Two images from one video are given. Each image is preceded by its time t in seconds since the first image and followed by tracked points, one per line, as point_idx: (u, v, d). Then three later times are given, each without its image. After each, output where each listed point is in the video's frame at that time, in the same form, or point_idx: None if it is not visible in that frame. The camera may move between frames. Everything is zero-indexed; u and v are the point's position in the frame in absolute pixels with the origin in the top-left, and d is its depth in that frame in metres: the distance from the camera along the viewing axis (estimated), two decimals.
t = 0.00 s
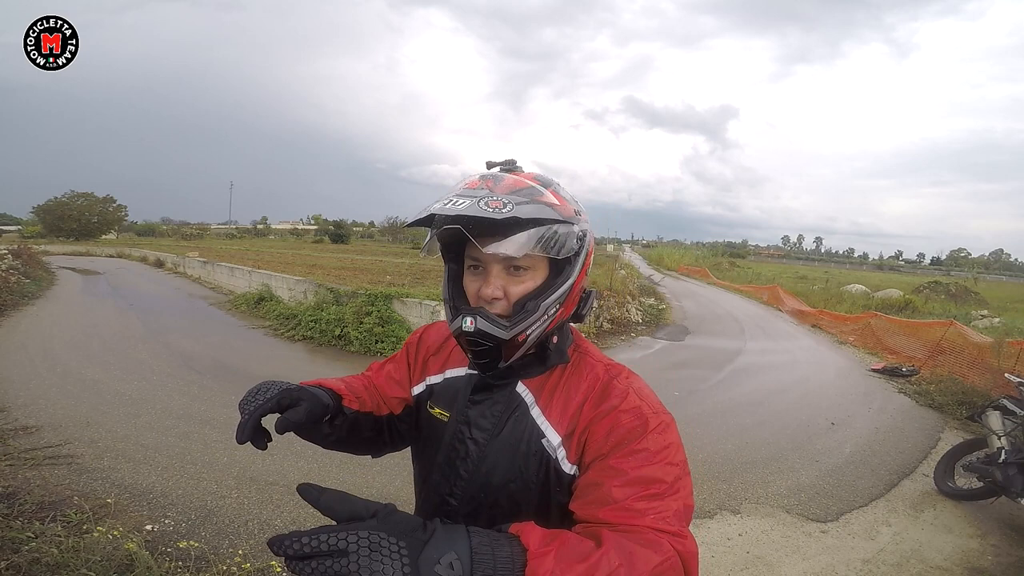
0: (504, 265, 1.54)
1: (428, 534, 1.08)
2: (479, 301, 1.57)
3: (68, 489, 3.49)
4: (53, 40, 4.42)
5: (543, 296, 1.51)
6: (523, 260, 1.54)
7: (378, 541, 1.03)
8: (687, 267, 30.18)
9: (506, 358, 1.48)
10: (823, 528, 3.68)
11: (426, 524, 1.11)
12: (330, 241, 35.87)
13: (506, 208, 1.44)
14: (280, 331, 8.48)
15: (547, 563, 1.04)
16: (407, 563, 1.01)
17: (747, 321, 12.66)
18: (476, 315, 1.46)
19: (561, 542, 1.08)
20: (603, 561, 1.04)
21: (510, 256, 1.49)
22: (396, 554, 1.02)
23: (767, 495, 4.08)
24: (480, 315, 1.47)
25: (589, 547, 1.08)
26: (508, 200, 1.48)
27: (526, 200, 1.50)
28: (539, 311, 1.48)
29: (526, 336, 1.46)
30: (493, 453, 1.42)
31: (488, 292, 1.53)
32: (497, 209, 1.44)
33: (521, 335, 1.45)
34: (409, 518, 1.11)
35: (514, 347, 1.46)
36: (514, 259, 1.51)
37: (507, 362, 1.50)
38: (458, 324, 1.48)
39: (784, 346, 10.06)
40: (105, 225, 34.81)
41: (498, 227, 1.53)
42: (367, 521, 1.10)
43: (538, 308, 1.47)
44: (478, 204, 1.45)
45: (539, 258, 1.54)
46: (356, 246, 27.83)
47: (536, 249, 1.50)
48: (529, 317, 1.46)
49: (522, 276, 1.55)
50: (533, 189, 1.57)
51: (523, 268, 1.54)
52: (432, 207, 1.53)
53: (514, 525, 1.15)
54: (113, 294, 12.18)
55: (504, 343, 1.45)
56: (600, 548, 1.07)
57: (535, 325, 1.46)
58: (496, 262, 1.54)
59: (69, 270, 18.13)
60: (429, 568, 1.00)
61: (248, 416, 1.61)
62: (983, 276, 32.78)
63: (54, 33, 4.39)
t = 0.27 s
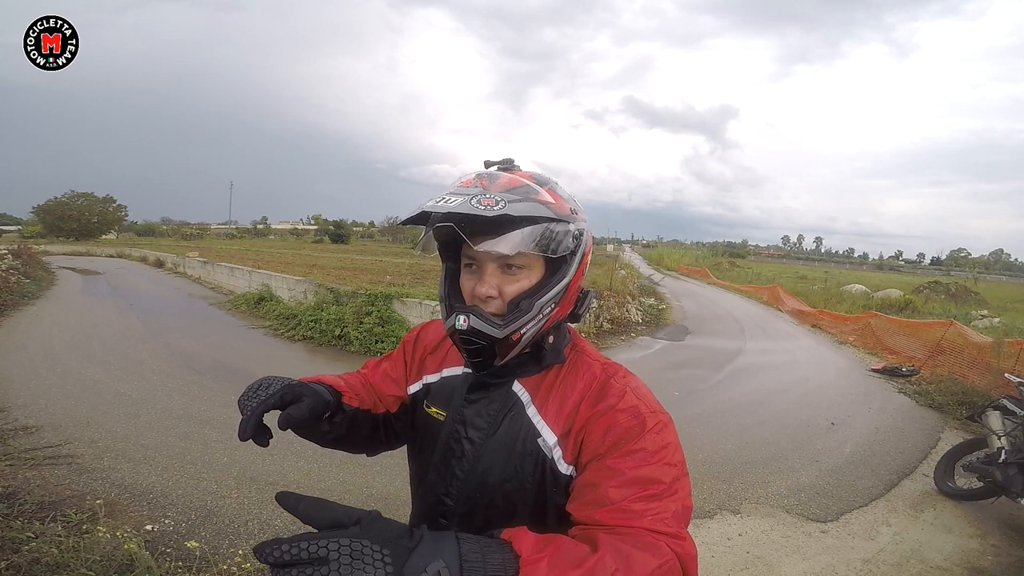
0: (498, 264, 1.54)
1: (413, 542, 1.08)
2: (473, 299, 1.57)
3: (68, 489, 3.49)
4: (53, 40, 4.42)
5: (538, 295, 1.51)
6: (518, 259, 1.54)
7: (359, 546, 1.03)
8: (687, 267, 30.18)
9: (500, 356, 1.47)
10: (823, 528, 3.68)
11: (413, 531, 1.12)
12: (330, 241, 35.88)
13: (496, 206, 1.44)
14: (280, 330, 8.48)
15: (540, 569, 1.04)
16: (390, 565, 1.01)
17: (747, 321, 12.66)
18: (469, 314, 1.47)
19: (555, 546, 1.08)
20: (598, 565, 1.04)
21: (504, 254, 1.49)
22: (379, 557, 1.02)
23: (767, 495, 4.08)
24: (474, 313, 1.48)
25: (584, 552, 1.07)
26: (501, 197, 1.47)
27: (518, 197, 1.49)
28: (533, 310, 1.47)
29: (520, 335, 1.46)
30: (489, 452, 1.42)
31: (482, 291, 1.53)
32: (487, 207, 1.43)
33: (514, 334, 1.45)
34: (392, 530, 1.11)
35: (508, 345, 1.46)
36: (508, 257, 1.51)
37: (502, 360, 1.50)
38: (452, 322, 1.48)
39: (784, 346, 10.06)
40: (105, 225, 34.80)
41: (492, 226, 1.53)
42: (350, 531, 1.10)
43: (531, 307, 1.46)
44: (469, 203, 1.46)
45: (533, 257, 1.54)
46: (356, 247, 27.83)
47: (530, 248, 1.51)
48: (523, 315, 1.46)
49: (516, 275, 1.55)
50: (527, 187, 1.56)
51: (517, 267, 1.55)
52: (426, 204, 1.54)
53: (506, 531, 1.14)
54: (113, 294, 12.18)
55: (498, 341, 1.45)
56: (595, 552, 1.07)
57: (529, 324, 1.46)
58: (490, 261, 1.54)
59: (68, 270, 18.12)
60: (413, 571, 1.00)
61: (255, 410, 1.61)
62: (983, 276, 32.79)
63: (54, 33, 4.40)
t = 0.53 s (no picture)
0: (494, 266, 1.54)
1: (396, 533, 1.08)
2: (471, 302, 1.58)
3: (68, 489, 3.49)
4: (53, 40, 4.42)
5: (534, 296, 1.51)
6: (514, 261, 1.54)
7: (340, 534, 1.04)
8: (687, 267, 30.19)
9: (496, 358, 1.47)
10: (823, 529, 3.68)
11: (397, 521, 1.11)
12: (330, 241, 35.90)
13: (487, 210, 1.44)
14: (280, 331, 8.48)
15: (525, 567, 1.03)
16: (369, 560, 1.02)
17: (747, 321, 12.66)
18: (464, 317, 1.47)
19: (543, 544, 1.08)
20: (589, 564, 1.04)
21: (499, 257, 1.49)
22: (358, 550, 1.02)
23: (767, 495, 4.08)
24: (469, 316, 1.48)
25: (574, 551, 1.07)
26: (491, 200, 1.47)
27: (511, 199, 1.49)
28: (530, 312, 1.47)
29: (516, 337, 1.45)
30: (488, 452, 1.42)
31: (478, 294, 1.54)
32: (477, 211, 1.43)
33: (510, 336, 1.45)
34: (378, 516, 1.11)
35: (504, 347, 1.46)
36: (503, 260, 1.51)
37: (498, 363, 1.50)
38: (447, 325, 1.49)
39: (784, 346, 10.06)
40: (105, 225, 34.80)
41: (485, 228, 1.53)
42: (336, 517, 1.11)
43: (528, 309, 1.46)
44: (459, 206, 1.46)
45: (530, 259, 1.54)
46: (356, 247, 27.83)
47: (525, 250, 1.50)
48: (519, 318, 1.46)
49: (512, 277, 1.54)
50: (520, 189, 1.55)
51: (514, 269, 1.54)
52: (417, 208, 1.54)
53: (495, 527, 1.14)
54: (113, 294, 12.18)
55: (494, 344, 1.46)
56: (586, 552, 1.07)
57: (525, 326, 1.46)
58: (486, 263, 1.54)
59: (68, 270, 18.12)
60: (392, 567, 1.01)
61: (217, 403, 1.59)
62: (983, 276, 32.79)
63: (54, 33, 4.40)
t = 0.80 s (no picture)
0: (496, 270, 1.53)
1: (404, 466, 1.15)
2: (474, 307, 1.57)
3: (68, 489, 3.49)
4: (53, 40, 4.42)
5: (538, 299, 1.50)
6: (517, 265, 1.53)
7: (356, 454, 1.14)
8: (687, 267, 30.19)
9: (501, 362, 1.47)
10: (823, 528, 3.68)
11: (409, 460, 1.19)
12: (330, 241, 35.88)
13: (488, 215, 1.43)
14: (280, 331, 8.48)
15: (501, 520, 1.07)
16: (373, 482, 1.09)
17: (747, 321, 12.66)
18: (468, 322, 1.47)
19: (525, 509, 1.11)
20: (567, 541, 1.05)
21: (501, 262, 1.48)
22: (366, 470, 1.11)
23: (767, 495, 4.08)
24: (473, 322, 1.47)
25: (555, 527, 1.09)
26: (492, 206, 1.47)
27: (511, 203, 1.49)
28: (534, 315, 1.47)
29: (521, 342, 1.45)
30: (491, 454, 1.43)
31: (481, 299, 1.53)
32: (478, 217, 1.43)
33: (515, 340, 1.44)
34: (392, 451, 1.20)
35: (509, 352, 1.45)
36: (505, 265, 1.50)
37: (502, 366, 1.49)
38: (451, 331, 1.49)
39: (784, 346, 10.05)
40: (105, 225, 34.77)
41: (485, 233, 1.53)
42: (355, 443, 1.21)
43: (532, 312, 1.46)
44: (459, 213, 1.46)
45: (533, 262, 1.53)
46: (356, 247, 27.82)
47: (527, 253, 1.50)
48: (523, 322, 1.45)
49: (515, 281, 1.54)
50: (519, 192, 1.55)
51: (516, 273, 1.53)
52: (416, 216, 1.54)
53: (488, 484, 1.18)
54: (113, 294, 12.17)
55: (499, 349, 1.45)
56: (567, 529, 1.09)
57: (530, 330, 1.45)
58: (488, 267, 1.54)
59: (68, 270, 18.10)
60: (390, 493, 1.09)
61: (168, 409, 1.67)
62: (983, 276, 32.78)
63: (54, 33, 4.39)
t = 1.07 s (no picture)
0: (497, 273, 1.53)
1: (409, 467, 1.15)
2: (475, 310, 1.57)
3: (68, 489, 3.49)
4: (53, 40, 4.42)
5: (539, 302, 1.50)
6: (517, 268, 1.53)
7: (360, 457, 1.13)
8: (687, 267, 30.19)
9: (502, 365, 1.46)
10: (823, 529, 3.68)
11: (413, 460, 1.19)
12: (330, 241, 35.89)
13: (486, 220, 1.43)
14: (280, 330, 8.48)
15: (503, 521, 1.07)
16: (377, 484, 1.09)
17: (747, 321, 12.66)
18: (469, 325, 1.47)
19: (528, 509, 1.11)
20: (568, 542, 1.06)
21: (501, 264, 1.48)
22: (370, 472, 1.10)
23: (767, 495, 4.08)
24: (474, 325, 1.47)
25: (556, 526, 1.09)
26: (490, 209, 1.46)
27: (510, 207, 1.48)
28: (535, 318, 1.47)
29: (522, 344, 1.45)
30: (494, 454, 1.43)
31: (482, 301, 1.53)
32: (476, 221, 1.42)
33: (516, 343, 1.44)
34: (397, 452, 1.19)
35: (510, 354, 1.45)
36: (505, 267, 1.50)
37: (503, 368, 1.49)
38: (451, 334, 1.49)
39: (784, 346, 10.05)
40: (105, 225, 34.77)
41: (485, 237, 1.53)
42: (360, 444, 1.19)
43: (533, 315, 1.46)
44: (457, 217, 1.45)
45: (533, 264, 1.53)
46: (356, 247, 27.82)
47: (528, 256, 1.50)
48: (524, 324, 1.45)
49: (516, 283, 1.54)
50: (518, 195, 1.55)
51: (517, 275, 1.53)
52: (415, 221, 1.54)
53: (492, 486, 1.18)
54: (113, 294, 12.17)
55: (499, 351, 1.45)
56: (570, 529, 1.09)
57: (531, 332, 1.45)
58: (488, 271, 1.53)
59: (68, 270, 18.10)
60: (394, 495, 1.08)
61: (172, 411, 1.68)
62: (983, 276, 32.78)
63: (54, 33, 4.39)
